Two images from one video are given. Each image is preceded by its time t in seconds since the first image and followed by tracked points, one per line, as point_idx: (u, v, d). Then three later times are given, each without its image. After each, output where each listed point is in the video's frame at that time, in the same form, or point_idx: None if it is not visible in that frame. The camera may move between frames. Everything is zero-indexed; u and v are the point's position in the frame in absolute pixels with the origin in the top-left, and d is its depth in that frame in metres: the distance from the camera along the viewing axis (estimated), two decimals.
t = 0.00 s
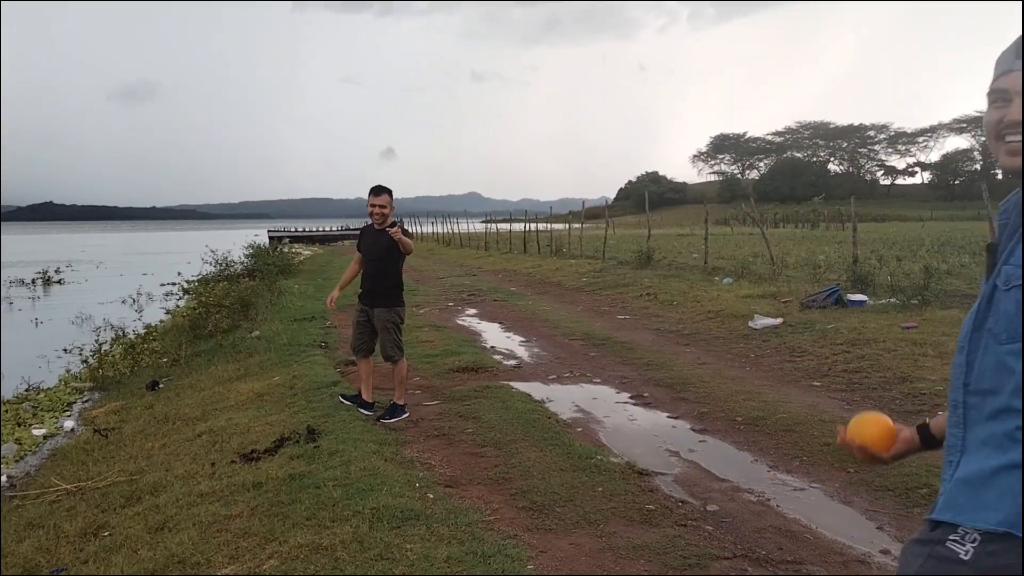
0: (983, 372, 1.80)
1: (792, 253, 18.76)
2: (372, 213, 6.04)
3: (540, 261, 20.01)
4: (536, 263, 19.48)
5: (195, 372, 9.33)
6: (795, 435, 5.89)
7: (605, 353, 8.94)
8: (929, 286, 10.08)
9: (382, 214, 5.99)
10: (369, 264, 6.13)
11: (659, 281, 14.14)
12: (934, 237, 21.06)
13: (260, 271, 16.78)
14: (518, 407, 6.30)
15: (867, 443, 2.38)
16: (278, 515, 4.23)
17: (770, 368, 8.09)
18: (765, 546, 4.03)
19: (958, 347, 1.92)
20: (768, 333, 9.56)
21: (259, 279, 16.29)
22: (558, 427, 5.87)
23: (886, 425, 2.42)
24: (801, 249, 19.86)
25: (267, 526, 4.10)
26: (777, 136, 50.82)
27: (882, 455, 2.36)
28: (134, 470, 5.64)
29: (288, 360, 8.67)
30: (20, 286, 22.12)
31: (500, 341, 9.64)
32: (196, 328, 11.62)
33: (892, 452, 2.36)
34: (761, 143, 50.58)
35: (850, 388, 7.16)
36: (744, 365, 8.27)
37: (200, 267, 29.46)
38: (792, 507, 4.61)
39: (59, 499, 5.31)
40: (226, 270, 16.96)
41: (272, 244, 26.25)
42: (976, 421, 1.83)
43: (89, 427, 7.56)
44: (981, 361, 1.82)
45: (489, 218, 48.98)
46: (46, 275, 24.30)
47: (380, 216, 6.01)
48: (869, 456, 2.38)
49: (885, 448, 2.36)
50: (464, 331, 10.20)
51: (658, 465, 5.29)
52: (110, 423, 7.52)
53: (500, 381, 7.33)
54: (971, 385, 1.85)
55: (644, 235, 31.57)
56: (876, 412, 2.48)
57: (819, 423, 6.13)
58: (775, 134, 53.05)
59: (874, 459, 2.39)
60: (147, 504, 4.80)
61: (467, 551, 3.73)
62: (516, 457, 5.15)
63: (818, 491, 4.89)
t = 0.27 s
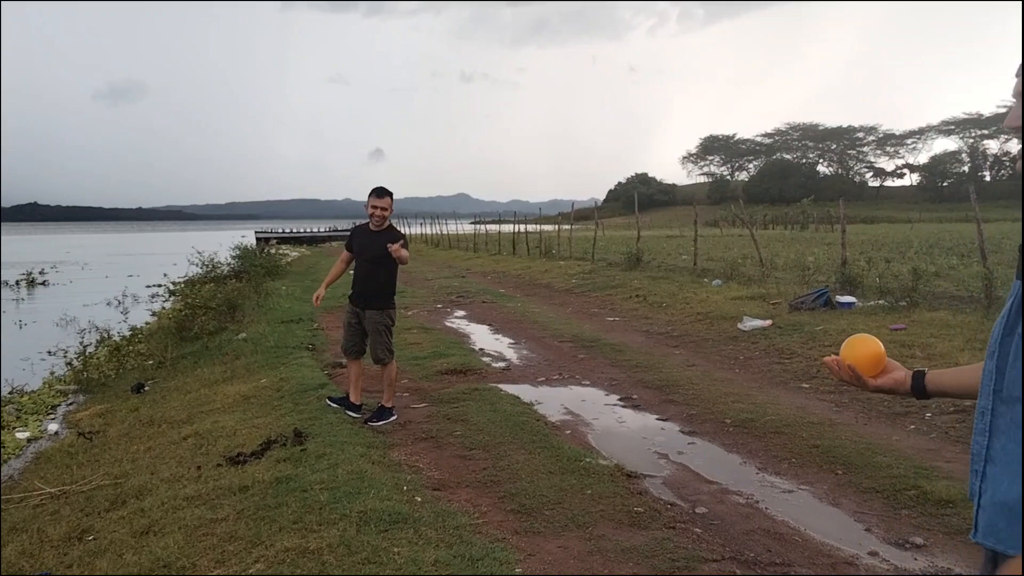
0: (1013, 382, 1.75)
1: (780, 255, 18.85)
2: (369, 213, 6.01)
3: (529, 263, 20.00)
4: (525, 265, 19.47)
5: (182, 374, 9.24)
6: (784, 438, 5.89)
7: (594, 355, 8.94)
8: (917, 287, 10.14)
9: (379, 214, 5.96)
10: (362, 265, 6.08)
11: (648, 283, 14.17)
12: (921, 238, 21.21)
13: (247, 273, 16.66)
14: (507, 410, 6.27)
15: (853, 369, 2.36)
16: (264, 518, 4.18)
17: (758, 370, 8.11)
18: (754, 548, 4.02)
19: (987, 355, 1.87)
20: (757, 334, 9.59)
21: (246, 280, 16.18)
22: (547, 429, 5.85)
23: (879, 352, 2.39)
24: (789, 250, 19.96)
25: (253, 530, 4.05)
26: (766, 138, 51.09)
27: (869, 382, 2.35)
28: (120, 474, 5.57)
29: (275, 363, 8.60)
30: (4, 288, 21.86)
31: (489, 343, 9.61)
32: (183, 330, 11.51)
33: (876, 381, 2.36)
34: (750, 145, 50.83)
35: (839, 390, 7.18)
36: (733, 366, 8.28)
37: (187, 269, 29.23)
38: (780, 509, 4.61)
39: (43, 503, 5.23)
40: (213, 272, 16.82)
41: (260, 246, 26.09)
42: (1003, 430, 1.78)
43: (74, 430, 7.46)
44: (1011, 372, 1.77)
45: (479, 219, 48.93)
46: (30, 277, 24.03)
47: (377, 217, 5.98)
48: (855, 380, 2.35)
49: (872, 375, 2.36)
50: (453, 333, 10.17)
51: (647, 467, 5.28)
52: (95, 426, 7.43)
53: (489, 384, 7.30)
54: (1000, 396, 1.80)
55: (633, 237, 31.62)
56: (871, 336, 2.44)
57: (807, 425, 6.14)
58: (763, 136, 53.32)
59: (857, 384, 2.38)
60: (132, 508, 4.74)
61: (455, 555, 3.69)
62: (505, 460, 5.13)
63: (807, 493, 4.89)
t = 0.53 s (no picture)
0: None
1: (768, 257, 18.99)
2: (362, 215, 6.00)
3: (519, 265, 20.03)
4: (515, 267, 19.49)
5: (170, 376, 9.19)
6: (771, 439, 5.94)
7: (583, 356, 8.97)
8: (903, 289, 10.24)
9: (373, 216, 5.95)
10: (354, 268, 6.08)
11: (637, 285, 14.23)
12: (908, 241, 21.39)
13: (236, 275, 16.58)
14: (496, 412, 6.28)
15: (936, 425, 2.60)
16: (253, 521, 4.17)
17: (746, 371, 8.17)
18: (742, 549, 4.05)
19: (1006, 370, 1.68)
20: (745, 336, 9.66)
21: (235, 282, 16.11)
22: (536, 431, 5.87)
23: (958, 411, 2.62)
24: (776, 253, 20.11)
25: (242, 533, 4.04)
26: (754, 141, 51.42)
27: (951, 439, 2.56)
28: (107, 477, 5.53)
29: (265, 365, 8.57)
30: None
31: (479, 345, 9.62)
32: (171, 332, 11.44)
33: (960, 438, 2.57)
34: (738, 147, 51.14)
35: (826, 392, 7.24)
36: (721, 368, 8.34)
37: (174, 271, 29.05)
38: (767, 511, 4.65)
39: (29, 506, 5.18)
40: (201, 274, 16.74)
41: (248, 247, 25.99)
42: None
43: (61, 433, 7.40)
44: None
45: (469, 222, 48.96)
46: (15, 279, 23.80)
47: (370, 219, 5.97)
48: (939, 438, 2.59)
49: (955, 433, 2.57)
50: (443, 336, 10.17)
51: (635, 469, 5.31)
52: (82, 428, 7.38)
53: (478, 386, 7.32)
54: None
55: (622, 239, 31.73)
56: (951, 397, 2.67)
57: (795, 427, 6.19)
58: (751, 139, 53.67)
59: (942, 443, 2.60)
60: (119, 511, 4.71)
61: (444, 557, 3.70)
62: (494, 462, 5.14)
63: (794, 494, 4.93)
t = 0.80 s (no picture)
0: None
1: (757, 259, 19.10)
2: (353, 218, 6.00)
3: (510, 267, 20.05)
4: (506, 269, 19.52)
5: (161, 378, 9.15)
6: (761, 440, 5.99)
7: (574, 358, 9.00)
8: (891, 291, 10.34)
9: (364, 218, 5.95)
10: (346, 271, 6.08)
11: (628, 287, 14.29)
12: (896, 244, 21.56)
13: (226, 277, 16.51)
14: (487, 413, 6.30)
15: None
16: (244, 523, 4.17)
17: (736, 373, 8.22)
18: (731, 550, 4.09)
19: None
20: (734, 338, 9.73)
21: (225, 284, 16.04)
22: (527, 433, 5.89)
23: None
24: (766, 255, 20.23)
25: (233, 534, 4.04)
26: (744, 144, 51.71)
27: None
28: (97, 479, 5.50)
29: (256, 367, 8.55)
30: None
31: (470, 347, 9.63)
32: (161, 334, 11.39)
33: None
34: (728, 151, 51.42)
35: (815, 393, 7.30)
36: (711, 370, 8.39)
37: (164, 273, 28.87)
38: (755, 511, 4.69)
39: (18, 508, 5.15)
40: (191, 276, 16.66)
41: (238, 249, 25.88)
42: None
43: (50, 435, 7.35)
44: None
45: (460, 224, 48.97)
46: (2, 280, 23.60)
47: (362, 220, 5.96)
48: None
49: None
50: (434, 337, 10.18)
51: (625, 470, 5.35)
52: (72, 431, 7.33)
53: (469, 387, 7.33)
54: None
55: (613, 241, 31.83)
56: None
57: (784, 428, 6.25)
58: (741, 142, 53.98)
59: None
60: (109, 513, 4.69)
61: (436, 558, 3.71)
62: (485, 464, 5.16)
63: (782, 495, 4.98)
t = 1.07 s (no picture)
0: None
1: (750, 262, 19.19)
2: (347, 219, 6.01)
3: (503, 269, 20.07)
4: (500, 271, 19.53)
5: (155, 380, 9.12)
6: (754, 442, 6.02)
7: (568, 360, 9.02)
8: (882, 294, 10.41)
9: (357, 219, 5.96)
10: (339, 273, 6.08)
11: (621, 289, 14.33)
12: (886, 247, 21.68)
13: (220, 279, 16.46)
14: (481, 415, 6.31)
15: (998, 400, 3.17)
16: (239, 524, 4.17)
17: (729, 375, 8.26)
18: (725, 551, 4.11)
19: None
20: (727, 340, 9.78)
21: (219, 286, 15.99)
22: (521, 434, 5.91)
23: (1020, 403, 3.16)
24: (758, 258, 20.31)
25: (227, 536, 4.04)
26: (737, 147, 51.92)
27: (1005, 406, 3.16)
28: (91, 481, 5.48)
29: (250, 369, 8.53)
30: None
31: (463, 349, 9.64)
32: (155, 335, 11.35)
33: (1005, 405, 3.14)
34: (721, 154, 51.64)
35: (807, 395, 7.35)
36: (704, 372, 8.42)
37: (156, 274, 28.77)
38: (748, 512, 4.72)
39: (12, 510, 5.13)
40: (185, 277, 16.62)
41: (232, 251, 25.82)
42: None
43: (44, 437, 7.32)
44: None
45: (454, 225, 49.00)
46: None
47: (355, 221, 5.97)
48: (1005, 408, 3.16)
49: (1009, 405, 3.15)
50: (428, 339, 10.18)
51: (619, 471, 5.37)
52: (65, 432, 7.30)
53: (463, 389, 7.34)
54: None
55: (606, 244, 31.91)
56: None
57: (777, 430, 6.28)
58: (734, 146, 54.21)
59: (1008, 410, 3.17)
60: (103, 515, 4.67)
61: (431, 560, 3.72)
62: (479, 465, 5.17)
63: (775, 496, 5.01)
